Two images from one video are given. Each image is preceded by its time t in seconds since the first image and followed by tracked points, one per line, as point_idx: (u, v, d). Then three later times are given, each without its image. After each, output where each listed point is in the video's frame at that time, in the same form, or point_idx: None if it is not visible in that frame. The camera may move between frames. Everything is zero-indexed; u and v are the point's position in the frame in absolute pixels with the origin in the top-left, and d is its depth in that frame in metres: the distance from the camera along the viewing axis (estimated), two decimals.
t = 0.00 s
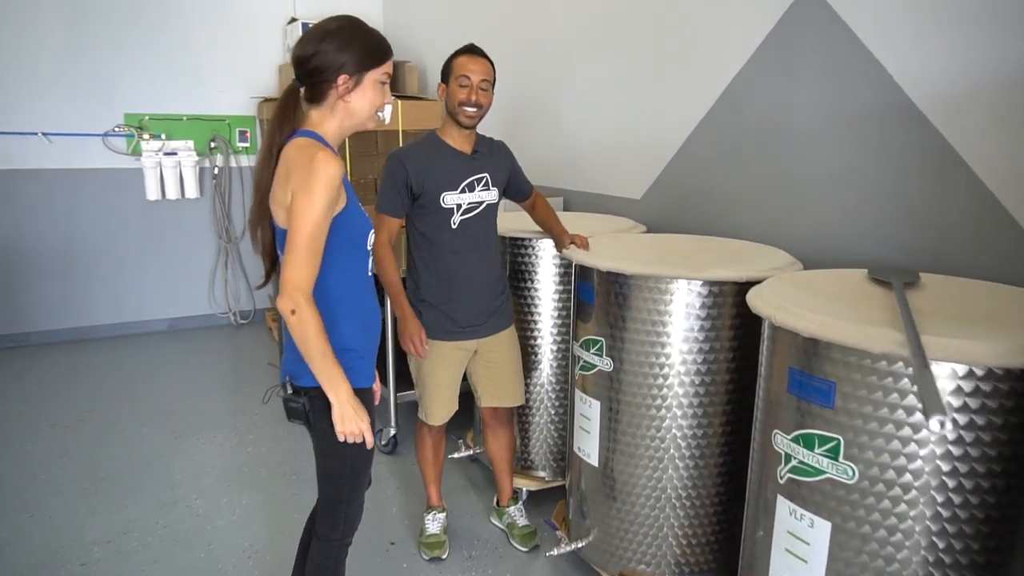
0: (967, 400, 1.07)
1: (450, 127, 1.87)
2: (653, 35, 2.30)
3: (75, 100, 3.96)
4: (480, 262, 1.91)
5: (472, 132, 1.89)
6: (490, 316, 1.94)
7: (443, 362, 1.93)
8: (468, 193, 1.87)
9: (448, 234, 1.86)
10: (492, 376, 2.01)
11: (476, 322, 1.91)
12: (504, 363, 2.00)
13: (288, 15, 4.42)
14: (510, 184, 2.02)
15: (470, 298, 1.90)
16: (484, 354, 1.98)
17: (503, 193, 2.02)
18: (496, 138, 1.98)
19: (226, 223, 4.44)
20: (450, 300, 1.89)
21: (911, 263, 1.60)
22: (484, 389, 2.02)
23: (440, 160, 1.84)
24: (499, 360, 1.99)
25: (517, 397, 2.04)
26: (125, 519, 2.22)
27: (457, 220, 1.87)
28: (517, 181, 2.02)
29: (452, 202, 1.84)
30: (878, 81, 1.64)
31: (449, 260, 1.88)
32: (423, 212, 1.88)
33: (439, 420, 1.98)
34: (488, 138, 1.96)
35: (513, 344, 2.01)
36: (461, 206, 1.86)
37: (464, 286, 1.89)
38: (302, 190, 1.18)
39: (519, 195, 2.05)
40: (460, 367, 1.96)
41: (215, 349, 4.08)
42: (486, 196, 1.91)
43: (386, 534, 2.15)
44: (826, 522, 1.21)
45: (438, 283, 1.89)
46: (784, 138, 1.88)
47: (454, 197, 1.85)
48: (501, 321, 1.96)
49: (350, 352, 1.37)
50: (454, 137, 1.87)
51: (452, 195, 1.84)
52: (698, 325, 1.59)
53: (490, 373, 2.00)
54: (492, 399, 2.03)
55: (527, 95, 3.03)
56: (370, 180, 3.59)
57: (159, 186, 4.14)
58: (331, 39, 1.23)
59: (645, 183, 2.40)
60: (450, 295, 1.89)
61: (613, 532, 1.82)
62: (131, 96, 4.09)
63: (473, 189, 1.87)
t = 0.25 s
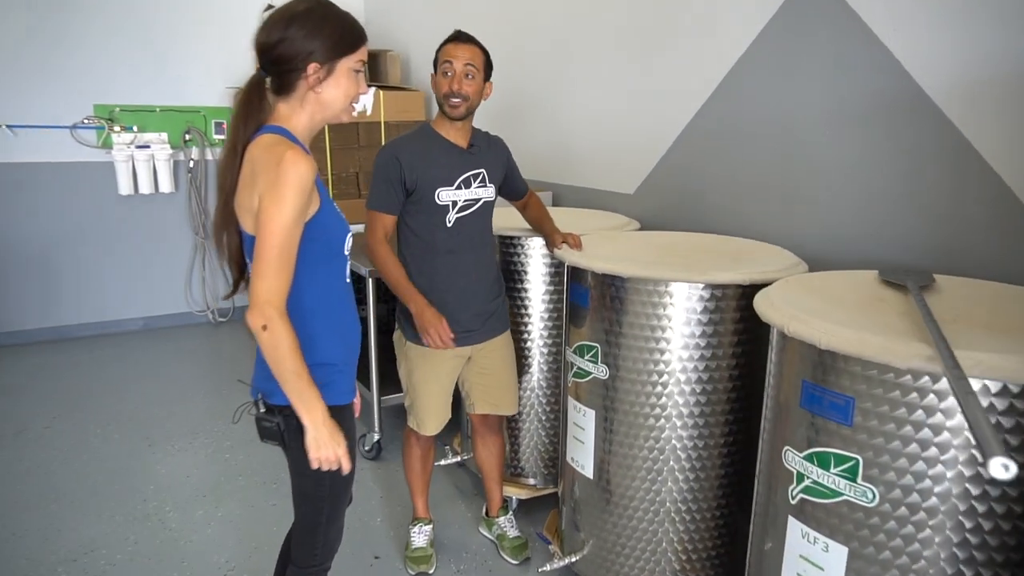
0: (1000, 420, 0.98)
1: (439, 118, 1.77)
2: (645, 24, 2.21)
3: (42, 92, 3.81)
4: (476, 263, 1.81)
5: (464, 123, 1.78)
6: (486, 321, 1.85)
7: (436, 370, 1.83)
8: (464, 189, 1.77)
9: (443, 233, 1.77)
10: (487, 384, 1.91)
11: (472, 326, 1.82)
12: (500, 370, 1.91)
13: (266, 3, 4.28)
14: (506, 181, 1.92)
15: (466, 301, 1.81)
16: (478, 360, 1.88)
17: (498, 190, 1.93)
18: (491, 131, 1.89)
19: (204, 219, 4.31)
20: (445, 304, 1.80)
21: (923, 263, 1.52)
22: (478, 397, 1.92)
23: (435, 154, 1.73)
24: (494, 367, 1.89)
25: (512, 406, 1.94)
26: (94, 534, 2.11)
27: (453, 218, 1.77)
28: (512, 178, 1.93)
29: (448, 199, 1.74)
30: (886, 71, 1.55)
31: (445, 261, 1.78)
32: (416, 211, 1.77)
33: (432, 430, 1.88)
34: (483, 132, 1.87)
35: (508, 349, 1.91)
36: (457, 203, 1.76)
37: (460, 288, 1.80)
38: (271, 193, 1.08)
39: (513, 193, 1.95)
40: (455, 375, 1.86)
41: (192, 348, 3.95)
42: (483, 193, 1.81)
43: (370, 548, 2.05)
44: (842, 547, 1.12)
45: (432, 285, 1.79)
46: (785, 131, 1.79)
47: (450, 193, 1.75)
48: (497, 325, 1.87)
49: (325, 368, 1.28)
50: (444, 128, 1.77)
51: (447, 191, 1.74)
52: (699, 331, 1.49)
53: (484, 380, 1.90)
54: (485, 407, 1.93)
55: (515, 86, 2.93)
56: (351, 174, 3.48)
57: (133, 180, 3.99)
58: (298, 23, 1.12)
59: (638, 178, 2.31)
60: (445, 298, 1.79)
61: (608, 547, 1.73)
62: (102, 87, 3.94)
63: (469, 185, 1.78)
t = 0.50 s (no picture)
0: None
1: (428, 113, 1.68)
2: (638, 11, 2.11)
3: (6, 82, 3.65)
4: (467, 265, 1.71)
5: (455, 117, 1.68)
6: (477, 325, 1.75)
7: (424, 379, 1.74)
8: (454, 187, 1.68)
9: (431, 233, 1.67)
10: (477, 392, 1.82)
11: (461, 332, 1.72)
12: (490, 378, 1.82)
13: None
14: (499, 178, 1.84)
15: (455, 305, 1.71)
16: (468, 367, 1.79)
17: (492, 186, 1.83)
18: (489, 128, 1.80)
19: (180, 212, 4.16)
20: (432, 307, 1.70)
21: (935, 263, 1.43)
22: (467, 405, 1.84)
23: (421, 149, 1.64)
24: (485, 375, 1.81)
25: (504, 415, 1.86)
26: (59, 549, 2.00)
27: (441, 216, 1.68)
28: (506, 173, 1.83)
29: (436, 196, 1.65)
30: (895, 59, 1.47)
31: (433, 262, 1.68)
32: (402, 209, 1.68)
33: (420, 441, 1.78)
34: (476, 125, 1.77)
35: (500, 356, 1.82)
36: (446, 200, 1.67)
37: (447, 291, 1.70)
38: (232, 197, 0.98)
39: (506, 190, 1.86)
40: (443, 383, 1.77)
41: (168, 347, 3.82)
42: (474, 192, 1.71)
43: (352, 560, 1.96)
44: None
45: (419, 288, 1.69)
46: (787, 123, 1.70)
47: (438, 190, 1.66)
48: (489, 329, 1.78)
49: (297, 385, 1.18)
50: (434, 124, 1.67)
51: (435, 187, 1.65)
52: (699, 339, 1.41)
53: (474, 388, 1.82)
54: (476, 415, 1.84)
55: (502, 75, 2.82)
56: (333, 166, 3.35)
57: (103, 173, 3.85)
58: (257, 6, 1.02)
59: (632, 172, 2.22)
60: (432, 301, 1.70)
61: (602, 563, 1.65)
62: (70, 76, 3.79)
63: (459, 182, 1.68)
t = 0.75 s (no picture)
0: None
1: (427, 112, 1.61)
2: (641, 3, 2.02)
3: None
4: (465, 272, 1.62)
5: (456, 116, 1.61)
6: (476, 335, 1.65)
7: (420, 392, 1.65)
8: (452, 187, 1.58)
9: (428, 236, 1.58)
10: (476, 405, 1.74)
11: (460, 344, 1.63)
12: (490, 392, 1.73)
13: None
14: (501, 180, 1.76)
15: (451, 313, 1.61)
16: (466, 380, 1.70)
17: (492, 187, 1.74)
18: (491, 126, 1.72)
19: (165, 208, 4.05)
20: (429, 317, 1.60)
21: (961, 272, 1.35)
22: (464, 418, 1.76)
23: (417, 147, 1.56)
24: (484, 388, 1.72)
25: (503, 430, 1.77)
26: (35, 566, 1.91)
27: (438, 219, 1.58)
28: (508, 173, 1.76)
29: (432, 196, 1.56)
30: (917, 56, 1.38)
31: (429, 268, 1.59)
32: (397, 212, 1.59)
33: (415, 456, 1.70)
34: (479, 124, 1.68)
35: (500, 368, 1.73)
36: (444, 202, 1.57)
37: (444, 299, 1.60)
38: (206, 208, 0.88)
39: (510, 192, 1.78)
40: (440, 397, 1.68)
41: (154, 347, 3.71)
42: (475, 194, 1.62)
43: None
44: None
45: (414, 296, 1.61)
46: (800, 122, 1.62)
47: (435, 189, 1.56)
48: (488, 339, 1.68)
49: (281, 410, 1.09)
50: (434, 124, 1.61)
51: (432, 187, 1.56)
52: (712, 354, 1.32)
53: (473, 402, 1.73)
54: (472, 429, 1.76)
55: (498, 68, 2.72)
56: (323, 162, 3.25)
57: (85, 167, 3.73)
58: None
59: (635, 171, 2.12)
60: (428, 310, 1.60)
61: None
62: (50, 67, 3.67)
63: (458, 182, 1.59)
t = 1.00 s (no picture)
0: None
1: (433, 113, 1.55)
2: None
3: None
4: (470, 280, 1.56)
5: (462, 117, 1.55)
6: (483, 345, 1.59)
7: (425, 405, 1.59)
8: (461, 194, 1.55)
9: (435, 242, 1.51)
10: (483, 417, 1.67)
11: (466, 355, 1.57)
12: (498, 403, 1.67)
13: None
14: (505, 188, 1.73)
15: (458, 323, 1.55)
16: (473, 392, 1.64)
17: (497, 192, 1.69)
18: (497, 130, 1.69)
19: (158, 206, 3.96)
20: (435, 326, 1.54)
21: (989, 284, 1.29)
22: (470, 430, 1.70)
23: (426, 151, 1.50)
24: (491, 400, 1.66)
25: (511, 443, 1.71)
26: None
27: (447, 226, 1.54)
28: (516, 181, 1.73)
29: (442, 202, 1.52)
30: (945, 56, 1.32)
31: (436, 277, 1.53)
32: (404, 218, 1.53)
33: (422, 471, 1.63)
34: (484, 128, 1.65)
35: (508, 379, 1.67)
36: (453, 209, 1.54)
37: (449, 309, 1.54)
38: (200, 223, 0.81)
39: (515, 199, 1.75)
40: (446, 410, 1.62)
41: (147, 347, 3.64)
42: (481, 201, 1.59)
43: None
44: None
45: (419, 306, 1.54)
46: (817, 124, 1.55)
47: (445, 196, 1.53)
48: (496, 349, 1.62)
49: (281, 436, 1.02)
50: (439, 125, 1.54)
51: (442, 194, 1.52)
52: (731, 370, 1.26)
53: (480, 413, 1.67)
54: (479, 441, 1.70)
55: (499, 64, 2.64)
56: (321, 159, 3.17)
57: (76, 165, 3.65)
58: None
59: (643, 172, 2.06)
60: (433, 320, 1.54)
61: None
62: (39, 62, 3.58)
63: (467, 189, 1.56)
